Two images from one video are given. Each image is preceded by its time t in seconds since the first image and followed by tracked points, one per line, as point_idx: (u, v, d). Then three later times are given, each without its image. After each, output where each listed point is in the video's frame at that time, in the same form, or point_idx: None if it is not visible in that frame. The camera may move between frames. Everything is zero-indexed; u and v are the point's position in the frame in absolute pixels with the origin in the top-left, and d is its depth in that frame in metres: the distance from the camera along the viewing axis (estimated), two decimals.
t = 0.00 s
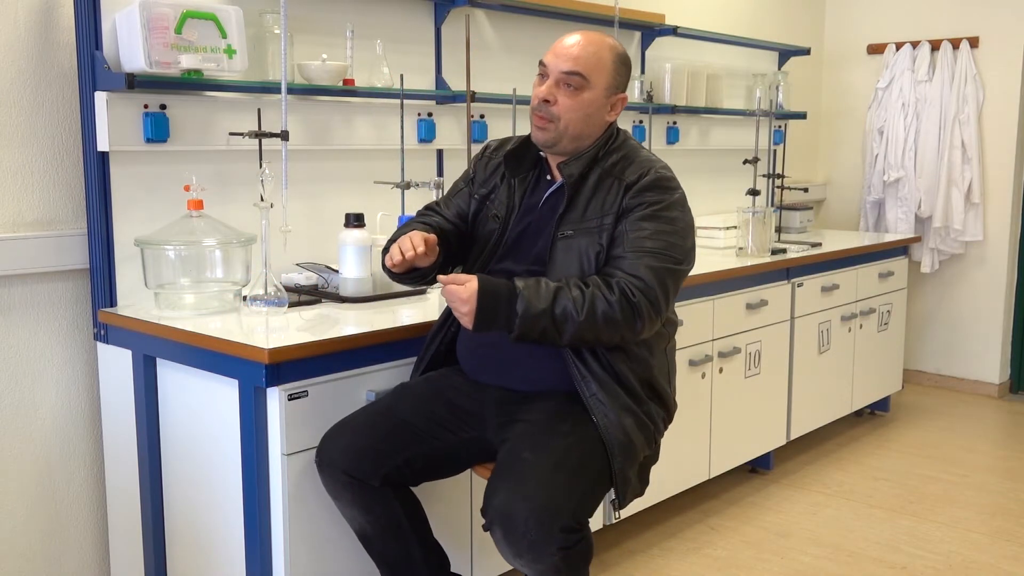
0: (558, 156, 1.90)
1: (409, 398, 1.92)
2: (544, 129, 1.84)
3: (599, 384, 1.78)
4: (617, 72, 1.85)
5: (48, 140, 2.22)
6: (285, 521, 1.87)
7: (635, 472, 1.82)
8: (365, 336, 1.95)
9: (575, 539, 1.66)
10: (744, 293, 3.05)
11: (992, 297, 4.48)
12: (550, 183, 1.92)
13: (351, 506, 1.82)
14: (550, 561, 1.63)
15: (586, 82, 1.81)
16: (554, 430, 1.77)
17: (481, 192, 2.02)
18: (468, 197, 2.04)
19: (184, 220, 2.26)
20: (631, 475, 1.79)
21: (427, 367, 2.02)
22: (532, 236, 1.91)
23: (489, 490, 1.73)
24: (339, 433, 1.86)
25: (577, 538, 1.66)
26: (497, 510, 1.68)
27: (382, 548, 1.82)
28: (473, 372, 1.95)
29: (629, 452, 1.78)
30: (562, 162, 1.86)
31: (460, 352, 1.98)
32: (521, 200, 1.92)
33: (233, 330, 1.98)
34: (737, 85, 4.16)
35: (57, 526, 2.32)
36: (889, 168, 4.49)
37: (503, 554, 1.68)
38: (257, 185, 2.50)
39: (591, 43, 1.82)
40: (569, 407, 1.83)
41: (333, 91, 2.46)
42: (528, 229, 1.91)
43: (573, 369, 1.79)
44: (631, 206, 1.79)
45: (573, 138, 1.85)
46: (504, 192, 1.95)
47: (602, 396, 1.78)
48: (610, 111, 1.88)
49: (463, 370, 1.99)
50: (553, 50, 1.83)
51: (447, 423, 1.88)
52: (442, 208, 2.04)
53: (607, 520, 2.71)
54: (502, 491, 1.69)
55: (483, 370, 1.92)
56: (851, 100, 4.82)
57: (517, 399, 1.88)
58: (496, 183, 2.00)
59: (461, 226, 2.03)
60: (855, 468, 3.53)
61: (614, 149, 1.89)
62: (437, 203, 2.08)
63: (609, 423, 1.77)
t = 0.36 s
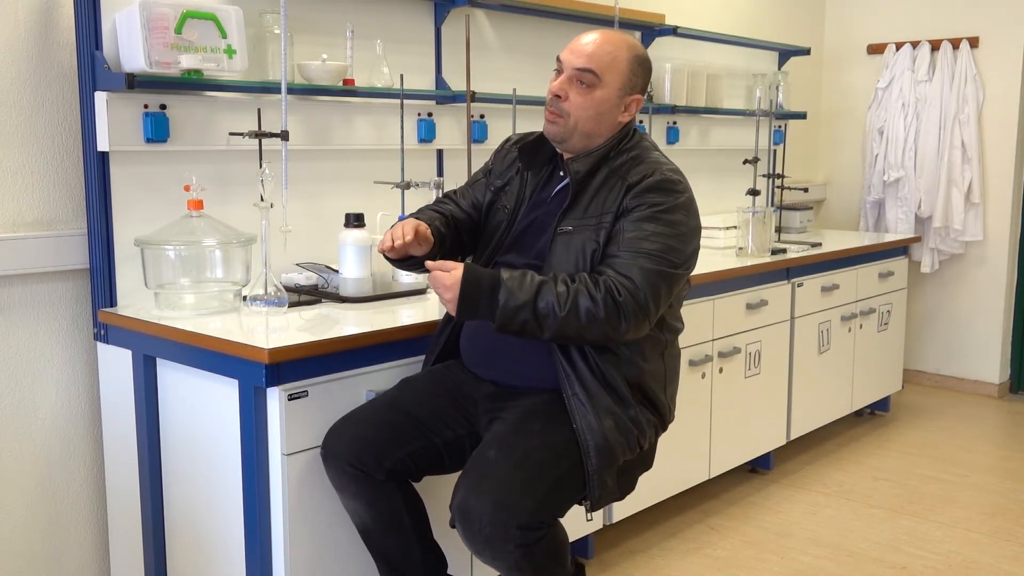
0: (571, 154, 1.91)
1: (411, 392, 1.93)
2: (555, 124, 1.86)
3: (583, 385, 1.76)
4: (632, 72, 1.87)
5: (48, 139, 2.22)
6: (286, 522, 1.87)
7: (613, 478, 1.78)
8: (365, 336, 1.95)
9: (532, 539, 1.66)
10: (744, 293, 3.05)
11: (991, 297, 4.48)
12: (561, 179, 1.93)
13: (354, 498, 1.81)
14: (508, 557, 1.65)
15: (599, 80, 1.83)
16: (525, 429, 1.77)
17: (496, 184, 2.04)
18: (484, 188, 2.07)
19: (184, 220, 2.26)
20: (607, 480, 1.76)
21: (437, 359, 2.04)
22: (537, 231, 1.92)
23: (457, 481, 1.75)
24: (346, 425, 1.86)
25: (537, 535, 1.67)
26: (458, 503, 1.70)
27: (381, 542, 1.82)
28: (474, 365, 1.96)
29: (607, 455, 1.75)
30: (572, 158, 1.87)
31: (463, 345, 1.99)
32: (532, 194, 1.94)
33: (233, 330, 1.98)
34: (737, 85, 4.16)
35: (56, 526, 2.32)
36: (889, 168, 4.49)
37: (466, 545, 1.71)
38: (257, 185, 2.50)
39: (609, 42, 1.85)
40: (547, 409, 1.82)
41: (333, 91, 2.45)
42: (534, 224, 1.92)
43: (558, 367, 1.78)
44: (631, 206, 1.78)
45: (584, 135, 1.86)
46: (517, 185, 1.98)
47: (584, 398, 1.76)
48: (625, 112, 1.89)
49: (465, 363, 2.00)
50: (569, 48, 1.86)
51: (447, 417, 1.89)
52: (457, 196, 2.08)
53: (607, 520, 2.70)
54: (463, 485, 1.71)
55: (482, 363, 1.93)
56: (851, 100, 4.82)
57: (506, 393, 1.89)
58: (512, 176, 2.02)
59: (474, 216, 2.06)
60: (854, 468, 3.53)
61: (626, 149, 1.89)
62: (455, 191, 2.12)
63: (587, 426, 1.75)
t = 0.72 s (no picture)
0: (585, 151, 1.92)
1: (418, 381, 1.94)
2: (570, 120, 1.87)
3: (582, 385, 1.77)
4: (651, 75, 1.87)
5: (48, 139, 2.22)
6: (286, 522, 1.87)
7: (609, 481, 1.78)
8: (365, 335, 1.95)
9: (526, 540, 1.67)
10: (743, 293, 3.05)
11: (992, 297, 4.48)
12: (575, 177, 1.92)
13: (356, 484, 1.82)
14: (502, 559, 1.67)
15: (616, 79, 1.84)
16: (521, 430, 1.78)
17: (511, 178, 2.04)
18: (501, 180, 2.07)
19: (185, 219, 2.26)
20: (603, 480, 1.76)
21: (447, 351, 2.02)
22: (548, 229, 1.92)
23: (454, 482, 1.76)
24: (348, 411, 1.88)
25: (531, 538, 1.68)
26: (455, 503, 1.72)
27: (379, 529, 1.84)
28: (477, 361, 1.95)
29: (601, 455, 1.74)
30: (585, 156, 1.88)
31: (468, 340, 1.97)
32: (546, 192, 1.94)
33: (233, 329, 1.98)
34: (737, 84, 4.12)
35: (57, 526, 2.32)
36: (889, 168, 4.49)
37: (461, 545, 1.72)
38: (257, 185, 2.50)
39: (629, 43, 1.86)
40: (543, 409, 1.82)
41: (333, 91, 2.46)
42: (546, 222, 1.92)
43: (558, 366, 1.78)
44: (639, 209, 1.77)
45: (597, 133, 1.87)
46: (533, 181, 1.97)
47: (583, 398, 1.76)
48: (641, 113, 1.89)
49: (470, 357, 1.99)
50: (589, 46, 1.87)
51: (452, 410, 1.90)
52: (473, 188, 2.10)
53: (607, 520, 2.70)
54: (460, 486, 1.72)
55: (482, 357, 1.93)
56: (851, 100, 4.82)
57: (508, 391, 1.88)
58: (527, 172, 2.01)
59: (488, 208, 2.09)
60: (854, 468, 3.53)
61: (640, 151, 1.89)
62: (472, 180, 2.13)
63: (584, 426, 1.75)
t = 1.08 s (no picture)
0: (579, 155, 1.91)
1: (417, 381, 1.94)
2: (563, 124, 1.85)
3: (592, 392, 1.76)
4: (643, 75, 1.86)
5: (48, 139, 2.22)
6: (286, 522, 1.87)
7: (622, 486, 1.78)
8: (365, 336, 1.95)
9: (546, 545, 1.67)
10: (744, 293, 3.05)
11: (992, 297, 4.48)
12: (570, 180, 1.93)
13: (368, 483, 1.86)
14: (522, 565, 1.66)
15: (609, 81, 1.82)
16: (537, 435, 1.77)
17: (505, 181, 2.03)
18: (492, 184, 2.07)
19: (184, 219, 2.26)
20: (616, 486, 1.76)
21: (444, 352, 2.03)
22: (546, 234, 1.92)
23: (469, 488, 1.75)
24: (347, 413, 1.89)
25: (551, 544, 1.68)
26: (472, 510, 1.71)
27: (401, 519, 1.88)
28: (481, 365, 1.93)
29: (614, 461, 1.74)
30: (580, 160, 1.87)
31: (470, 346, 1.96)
32: (541, 196, 1.94)
33: (233, 330, 1.98)
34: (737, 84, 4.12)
35: (57, 526, 2.32)
36: (889, 168, 4.49)
37: (480, 552, 1.72)
38: (257, 185, 2.50)
39: (620, 43, 1.83)
40: (555, 414, 1.81)
41: (333, 91, 2.45)
42: (543, 227, 1.92)
43: (567, 373, 1.78)
44: (640, 212, 1.77)
45: (591, 135, 1.85)
46: (526, 185, 1.97)
47: (593, 405, 1.75)
48: (634, 114, 1.88)
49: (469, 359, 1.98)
50: (580, 47, 1.85)
51: (452, 412, 1.90)
52: (465, 191, 2.09)
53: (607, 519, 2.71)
54: (477, 491, 1.71)
55: (485, 361, 1.91)
56: (851, 100, 4.82)
57: (515, 397, 1.87)
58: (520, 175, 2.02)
59: (481, 211, 2.08)
60: (854, 468, 3.53)
61: (636, 152, 1.88)
62: (462, 184, 2.12)
63: (596, 432, 1.75)
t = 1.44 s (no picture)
0: (571, 158, 1.90)
1: (406, 394, 1.92)
2: (558, 128, 1.84)
3: (597, 399, 1.77)
4: (636, 77, 1.86)
5: (48, 139, 2.22)
6: (286, 522, 1.87)
7: (629, 489, 1.80)
8: (365, 336, 1.95)
9: (559, 547, 1.66)
10: (743, 293, 3.05)
11: (992, 297, 4.48)
12: (561, 183, 1.93)
13: (362, 494, 1.86)
14: (533, 567, 1.65)
15: (603, 85, 1.81)
16: (545, 437, 1.76)
17: (490, 186, 2.01)
18: (477, 187, 2.04)
19: (184, 219, 2.26)
20: (623, 491, 1.77)
21: (433, 361, 2.02)
22: (539, 238, 1.91)
23: (477, 492, 1.74)
24: (336, 425, 1.88)
25: (563, 545, 1.67)
26: (483, 514, 1.69)
27: (398, 527, 1.88)
28: (478, 376, 1.93)
29: (623, 466, 1.76)
30: (574, 165, 1.86)
31: (465, 355, 1.96)
32: (530, 199, 1.93)
33: (233, 329, 1.98)
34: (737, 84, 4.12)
35: (57, 526, 2.32)
36: (889, 168, 4.49)
37: (490, 557, 1.70)
38: (257, 185, 2.50)
39: (613, 45, 1.83)
40: (561, 416, 1.82)
41: (333, 91, 2.45)
42: (536, 231, 1.92)
43: (571, 381, 1.78)
44: (640, 216, 1.78)
45: (587, 139, 1.85)
46: (513, 189, 1.95)
47: (599, 411, 1.76)
48: (627, 116, 1.89)
49: (464, 367, 1.98)
50: (573, 49, 1.83)
51: (445, 422, 1.89)
52: (449, 195, 2.06)
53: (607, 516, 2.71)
54: (488, 495, 1.70)
55: (482, 369, 1.92)
56: (851, 100, 4.82)
57: (514, 402, 1.88)
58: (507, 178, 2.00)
59: (467, 216, 2.05)
60: (854, 468, 3.53)
61: (628, 154, 1.89)
62: (444, 187, 2.09)
63: (603, 438, 1.75)
